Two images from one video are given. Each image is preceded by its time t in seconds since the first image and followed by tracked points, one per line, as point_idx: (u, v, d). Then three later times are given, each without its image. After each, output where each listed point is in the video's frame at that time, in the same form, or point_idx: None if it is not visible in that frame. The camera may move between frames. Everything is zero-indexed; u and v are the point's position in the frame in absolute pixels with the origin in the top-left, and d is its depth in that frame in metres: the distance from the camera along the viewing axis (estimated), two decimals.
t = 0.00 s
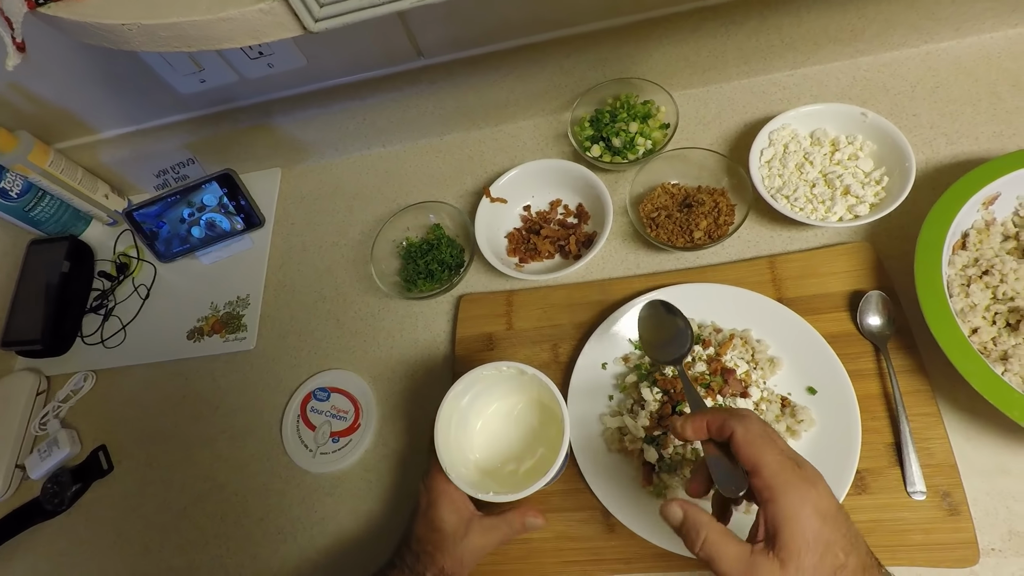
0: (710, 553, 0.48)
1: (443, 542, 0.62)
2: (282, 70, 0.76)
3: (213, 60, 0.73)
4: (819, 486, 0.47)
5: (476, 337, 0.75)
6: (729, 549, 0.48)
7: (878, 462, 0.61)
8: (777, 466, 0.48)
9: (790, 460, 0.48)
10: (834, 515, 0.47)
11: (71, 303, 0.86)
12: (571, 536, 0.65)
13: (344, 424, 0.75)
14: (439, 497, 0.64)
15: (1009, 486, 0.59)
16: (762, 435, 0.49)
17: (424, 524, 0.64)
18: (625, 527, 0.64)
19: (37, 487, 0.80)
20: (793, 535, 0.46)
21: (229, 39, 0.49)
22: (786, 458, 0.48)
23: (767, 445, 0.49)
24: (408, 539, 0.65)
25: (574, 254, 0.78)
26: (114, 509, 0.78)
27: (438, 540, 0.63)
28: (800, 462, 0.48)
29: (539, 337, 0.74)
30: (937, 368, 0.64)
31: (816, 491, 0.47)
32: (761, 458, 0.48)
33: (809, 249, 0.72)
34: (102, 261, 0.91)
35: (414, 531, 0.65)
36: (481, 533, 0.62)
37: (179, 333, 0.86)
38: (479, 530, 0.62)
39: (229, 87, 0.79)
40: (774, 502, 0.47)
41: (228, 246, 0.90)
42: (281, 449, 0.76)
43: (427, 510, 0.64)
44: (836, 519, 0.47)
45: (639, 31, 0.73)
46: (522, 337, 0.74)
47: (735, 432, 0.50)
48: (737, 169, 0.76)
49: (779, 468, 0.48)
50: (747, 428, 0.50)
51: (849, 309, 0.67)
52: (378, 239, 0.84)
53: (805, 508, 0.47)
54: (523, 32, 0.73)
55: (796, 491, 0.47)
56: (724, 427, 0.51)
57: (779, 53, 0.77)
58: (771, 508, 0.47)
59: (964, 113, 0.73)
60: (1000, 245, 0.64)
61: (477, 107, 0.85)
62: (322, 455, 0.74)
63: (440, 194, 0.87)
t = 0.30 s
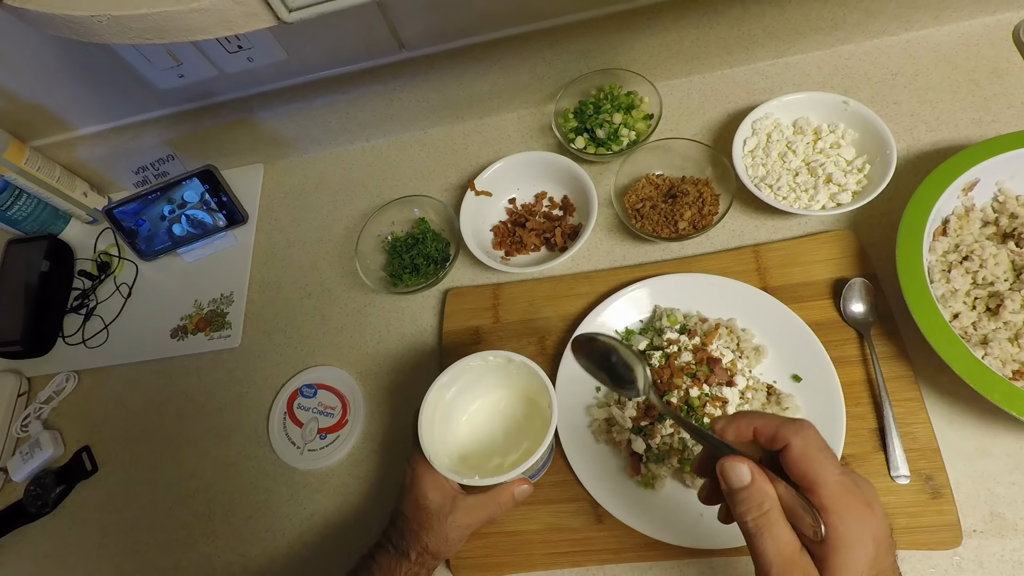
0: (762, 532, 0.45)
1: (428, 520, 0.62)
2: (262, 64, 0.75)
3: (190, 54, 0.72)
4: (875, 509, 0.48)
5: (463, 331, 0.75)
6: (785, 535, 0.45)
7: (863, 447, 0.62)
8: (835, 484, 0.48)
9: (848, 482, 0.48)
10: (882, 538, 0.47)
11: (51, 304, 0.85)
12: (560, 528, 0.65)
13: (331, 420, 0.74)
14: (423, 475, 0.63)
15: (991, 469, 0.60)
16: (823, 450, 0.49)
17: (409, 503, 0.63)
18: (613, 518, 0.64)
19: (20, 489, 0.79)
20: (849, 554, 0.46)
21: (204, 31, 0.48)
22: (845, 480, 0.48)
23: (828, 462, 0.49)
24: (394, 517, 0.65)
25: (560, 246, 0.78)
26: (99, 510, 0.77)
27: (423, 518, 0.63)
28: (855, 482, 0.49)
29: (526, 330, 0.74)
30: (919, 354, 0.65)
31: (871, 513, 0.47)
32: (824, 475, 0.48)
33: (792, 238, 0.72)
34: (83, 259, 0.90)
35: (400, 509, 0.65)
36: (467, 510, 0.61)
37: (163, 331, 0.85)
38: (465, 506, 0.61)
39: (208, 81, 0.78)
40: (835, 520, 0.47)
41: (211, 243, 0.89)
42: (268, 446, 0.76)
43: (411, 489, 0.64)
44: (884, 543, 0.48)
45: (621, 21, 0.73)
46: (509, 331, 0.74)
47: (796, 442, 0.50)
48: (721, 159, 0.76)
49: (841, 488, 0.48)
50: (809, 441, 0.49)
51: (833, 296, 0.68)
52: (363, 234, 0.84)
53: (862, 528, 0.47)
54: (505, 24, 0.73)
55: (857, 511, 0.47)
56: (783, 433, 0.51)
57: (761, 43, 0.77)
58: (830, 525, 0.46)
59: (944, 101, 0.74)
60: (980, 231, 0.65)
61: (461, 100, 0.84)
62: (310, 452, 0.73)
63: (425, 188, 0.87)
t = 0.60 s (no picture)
0: (720, 536, 0.48)
1: (421, 510, 0.62)
2: (261, 58, 0.76)
3: (190, 47, 0.73)
4: (828, 506, 0.48)
5: (459, 324, 0.76)
6: (741, 540, 0.47)
7: (854, 440, 0.62)
8: (782, 490, 0.48)
9: (797, 484, 0.48)
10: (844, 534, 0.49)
11: (47, 294, 0.85)
12: (555, 519, 0.65)
13: (327, 412, 0.74)
14: (413, 465, 0.63)
15: (979, 462, 0.61)
16: (767, 459, 0.49)
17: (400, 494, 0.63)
18: (606, 509, 0.64)
19: (14, 478, 0.79)
20: (805, 555, 0.47)
21: (206, 22, 0.49)
22: (793, 483, 0.48)
23: (772, 472, 0.48)
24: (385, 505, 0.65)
25: (556, 241, 0.78)
26: (93, 500, 0.77)
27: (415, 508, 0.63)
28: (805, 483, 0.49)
29: (521, 323, 0.74)
30: (909, 348, 0.66)
31: (827, 513, 0.48)
32: (771, 487, 0.48)
33: (785, 234, 0.73)
34: (79, 250, 0.90)
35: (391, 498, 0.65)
36: (459, 498, 0.61)
37: (159, 323, 0.85)
38: (457, 493, 0.61)
39: (207, 75, 0.78)
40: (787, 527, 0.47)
41: (207, 236, 0.89)
42: (263, 438, 0.76)
43: (402, 479, 0.64)
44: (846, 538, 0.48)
45: (618, 18, 0.73)
46: (505, 324, 0.75)
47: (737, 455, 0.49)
48: (715, 155, 0.77)
49: (790, 495, 0.48)
50: (751, 453, 0.49)
51: (824, 291, 0.69)
52: (361, 228, 0.84)
53: (814, 529, 0.47)
54: (504, 20, 0.73)
55: (809, 516, 0.47)
56: (722, 447, 0.49)
57: (755, 41, 0.78)
58: (782, 531, 0.48)
59: (935, 99, 0.75)
60: (969, 227, 0.66)
61: (459, 96, 0.85)
62: (305, 443, 0.73)
63: (422, 182, 0.87)
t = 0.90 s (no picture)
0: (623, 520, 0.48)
1: (407, 522, 0.62)
2: (256, 58, 0.76)
3: (185, 49, 0.74)
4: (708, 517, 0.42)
5: (452, 319, 0.76)
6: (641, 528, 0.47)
7: (842, 430, 0.63)
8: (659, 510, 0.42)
9: (674, 502, 0.42)
10: (740, 535, 0.44)
11: (48, 293, 0.86)
12: (547, 511, 0.66)
13: (323, 407, 0.75)
14: (400, 481, 0.60)
15: (967, 451, 0.61)
16: (634, 487, 0.42)
17: (386, 509, 0.61)
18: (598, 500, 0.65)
19: (16, 473, 0.80)
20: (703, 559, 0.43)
21: (198, 23, 0.50)
22: (668, 505, 0.42)
23: (642, 500, 0.42)
24: (362, 515, 0.63)
25: (547, 236, 0.79)
26: (93, 495, 0.78)
27: (401, 520, 0.62)
28: (687, 495, 0.42)
29: (513, 318, 0.75)
30: (897, 339, 0.66)
31: (708, 529, 0.42)
32: (641, 513, 0.42)
33: (774, 227, 0.73)
34: (79, 250, 0.91)
35: (369, 510, 0.62)
36: (452, 510, 0.61)
37: (157, 321, 0.86)
38: (448, 505, 0.61)
39: (202, 76, 0.79)
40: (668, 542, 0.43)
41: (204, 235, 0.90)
42: (260, 433, 0.77)
43: (385, 493, 0.61)
44: (749, 532, 0.44)
45: (607, 15, 0.74)
46: (498, 319, 0.76)
47: (607, 483, 0.42)
48: (704, 150, 0.77)
49: (660, 521, 0.42)
50: (616, 485, 0.42)
51: (813, 283, 0.69)
52: (355, 226, 0.85)
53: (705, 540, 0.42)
54: (494, 19, 0.74)
55: (686, 535, 0.42)
56: (598, 474, 0.43)
57: (744, 36, 0.79)
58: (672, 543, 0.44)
59: (922, 92, 0.75)
60: (956, 218, 0.66)
61: (451, 94, 0.86)
62: (302, 437, 0.74)
63: (416, 180, 0.88)
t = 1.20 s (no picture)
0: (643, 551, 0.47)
1: (410, 518, 0.62)
2: (257, 68, 0.78)
3: (188, 59, 0.75)
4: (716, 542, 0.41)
5: (454, 322, 0.77)
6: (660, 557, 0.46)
7: (842, 429, 0.63)
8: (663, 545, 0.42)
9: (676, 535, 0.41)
10: (756, 557, 0.43)
11: (55, 301, 0.87)
12: (548, 512, 0.66)
13: (327, 410, 0.76)
14: (403, 477, 0.60)
15: (968, 448, 0.61)
16: (636, 523, 0.42)
17: (387, 504, 0.61)
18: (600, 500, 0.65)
19: (24, 478, 0.81)
20: None
21: (200, 33, 0.51)
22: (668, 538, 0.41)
23: (647, 536, 0.42)
24: (363, 510, 0.64)
25: (547, 239, 0.80)
26: (100, 500, 0.79)
27: (402, 515, 0.62)
28: (691, 522, 0.42)
29: (514, 320, 0.76)
30: (896, 337, 0.67)
31: (721, 556, 0.41)
32: (650, 548, 0.42)
33: (772, 227, 0.74)
34: (85, 258, 0.93)
35: (371, 505, 0.63)
36: (456, 507, 0.61)
37: (162, 327, 0.87)
38: (451, 502, 0.60)
39: (205, 85, 0.80)
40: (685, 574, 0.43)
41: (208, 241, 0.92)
42: (264, 436, 0.78)
43: (387, 488, 0.61)
44: (764, 551, 0.43)
45: (602, 20, 0.75)
46: (499, 321, 0.76)
47: (609, 522, 0.43)
48: (701, 151, 0.78)
49: (672, 555, 0.42)
50: (618, 523, 0.42)
51: (811, 283, 0.69)
52: (358, 230, 0.86)
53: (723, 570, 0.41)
54: (491, 26, 0.75)
55: (700, 566, 0.41)
56: (599, 514, 0.44)
57: (739, 38, 0.80)
58: None
59: (918, 91, 0.76)
60: (953, 216, 0.67)
61: (450, 100, 0.87)
62: (305, 441, 0.75)
63: (417, 185, 0.89)
